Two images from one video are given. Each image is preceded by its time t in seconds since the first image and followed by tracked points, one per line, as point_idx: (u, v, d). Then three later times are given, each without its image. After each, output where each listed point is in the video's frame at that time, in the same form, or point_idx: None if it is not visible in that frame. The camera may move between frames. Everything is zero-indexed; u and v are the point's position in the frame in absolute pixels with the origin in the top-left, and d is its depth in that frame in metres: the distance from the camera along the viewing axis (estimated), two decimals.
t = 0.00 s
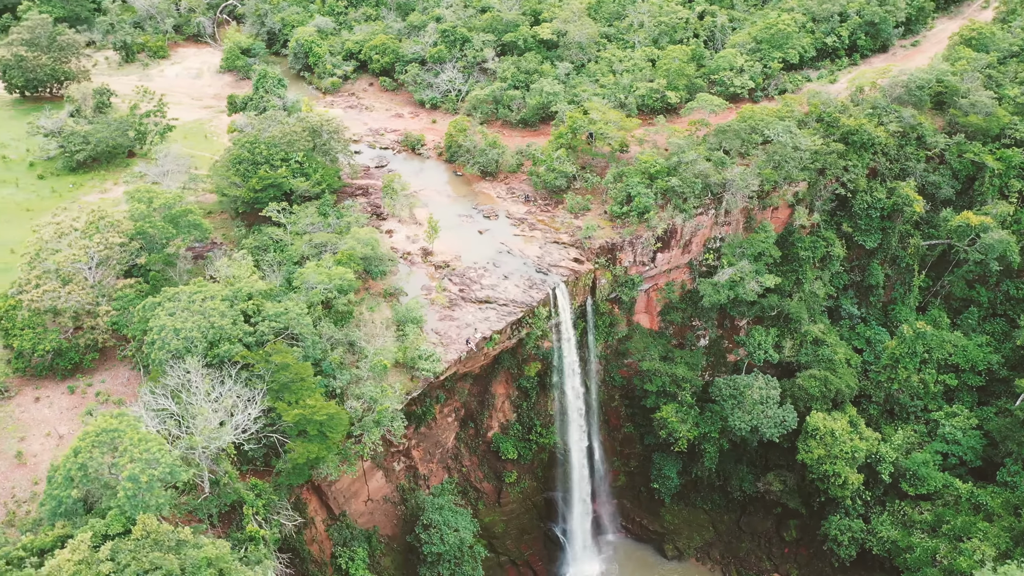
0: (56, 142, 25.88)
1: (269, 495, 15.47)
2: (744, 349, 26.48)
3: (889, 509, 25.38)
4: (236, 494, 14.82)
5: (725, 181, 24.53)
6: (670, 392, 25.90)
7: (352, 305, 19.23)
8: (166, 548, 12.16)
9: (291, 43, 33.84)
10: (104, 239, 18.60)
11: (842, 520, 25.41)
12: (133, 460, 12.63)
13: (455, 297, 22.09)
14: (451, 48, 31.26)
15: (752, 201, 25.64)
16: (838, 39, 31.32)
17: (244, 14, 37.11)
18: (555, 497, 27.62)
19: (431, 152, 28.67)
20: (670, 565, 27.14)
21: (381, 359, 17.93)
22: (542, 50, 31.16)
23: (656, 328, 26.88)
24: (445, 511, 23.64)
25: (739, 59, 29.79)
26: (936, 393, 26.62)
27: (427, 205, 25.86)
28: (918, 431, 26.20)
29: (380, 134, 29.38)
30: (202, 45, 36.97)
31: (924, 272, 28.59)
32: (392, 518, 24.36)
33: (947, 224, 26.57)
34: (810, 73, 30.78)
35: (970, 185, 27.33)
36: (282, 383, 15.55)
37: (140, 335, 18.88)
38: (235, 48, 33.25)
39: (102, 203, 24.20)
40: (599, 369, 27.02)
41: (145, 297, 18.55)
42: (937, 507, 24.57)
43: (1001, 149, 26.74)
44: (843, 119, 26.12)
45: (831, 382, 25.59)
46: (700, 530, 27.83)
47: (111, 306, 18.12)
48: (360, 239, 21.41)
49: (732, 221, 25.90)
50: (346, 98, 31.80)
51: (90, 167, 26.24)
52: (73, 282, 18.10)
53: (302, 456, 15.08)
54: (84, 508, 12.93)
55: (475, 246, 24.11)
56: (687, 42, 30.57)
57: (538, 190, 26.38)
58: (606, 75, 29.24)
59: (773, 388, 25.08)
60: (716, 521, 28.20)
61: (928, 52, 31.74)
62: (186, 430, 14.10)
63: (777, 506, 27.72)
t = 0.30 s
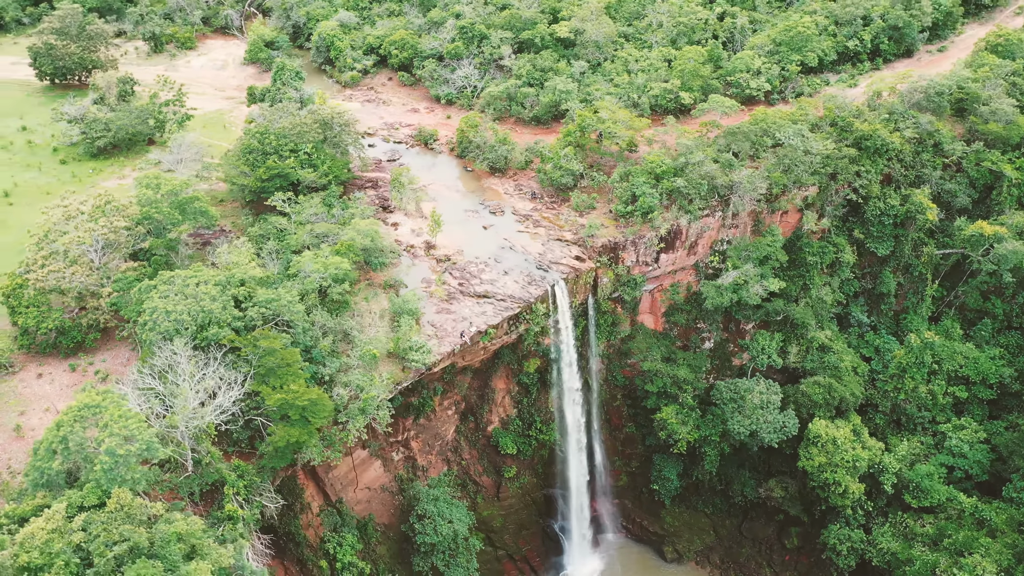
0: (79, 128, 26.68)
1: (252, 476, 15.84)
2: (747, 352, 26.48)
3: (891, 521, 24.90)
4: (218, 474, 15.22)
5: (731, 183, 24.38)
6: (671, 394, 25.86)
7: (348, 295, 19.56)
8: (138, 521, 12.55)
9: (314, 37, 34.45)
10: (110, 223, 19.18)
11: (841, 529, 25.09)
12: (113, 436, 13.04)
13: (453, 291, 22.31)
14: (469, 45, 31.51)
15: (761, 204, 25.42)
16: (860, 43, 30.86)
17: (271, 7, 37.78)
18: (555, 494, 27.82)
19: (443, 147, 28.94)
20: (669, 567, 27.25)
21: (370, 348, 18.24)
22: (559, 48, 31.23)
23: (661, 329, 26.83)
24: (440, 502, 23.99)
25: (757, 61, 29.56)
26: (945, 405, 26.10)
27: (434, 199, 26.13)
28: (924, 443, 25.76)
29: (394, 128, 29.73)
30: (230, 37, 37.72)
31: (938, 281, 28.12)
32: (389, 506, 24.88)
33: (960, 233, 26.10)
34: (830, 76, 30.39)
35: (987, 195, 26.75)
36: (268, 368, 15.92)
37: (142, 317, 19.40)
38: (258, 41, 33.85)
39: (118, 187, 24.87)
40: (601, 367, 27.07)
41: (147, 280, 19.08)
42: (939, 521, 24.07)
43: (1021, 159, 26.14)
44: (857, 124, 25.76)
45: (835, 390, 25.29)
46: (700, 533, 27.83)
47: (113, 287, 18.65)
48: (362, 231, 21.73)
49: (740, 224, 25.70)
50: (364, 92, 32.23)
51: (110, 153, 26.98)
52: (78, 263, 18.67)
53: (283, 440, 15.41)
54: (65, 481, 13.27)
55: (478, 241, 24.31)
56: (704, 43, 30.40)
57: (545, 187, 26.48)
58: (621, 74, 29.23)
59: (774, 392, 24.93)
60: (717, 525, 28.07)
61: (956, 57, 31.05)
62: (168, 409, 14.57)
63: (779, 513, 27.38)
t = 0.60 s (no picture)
0: (101, 116, 27.47)
1: (236, 458, 16.20)
2: (750, 357, 26.21)
3: (892, 534, 24.43)
4: (201, 454, 15.63)
5: (737, 186, 24.28)
6: (671, 396, 25.79)
7: (344, 286, 19.89)
8: (112, 495, 12.97)
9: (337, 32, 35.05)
10: (117, 208, 19.77)
11: (840, 539, 24.81)
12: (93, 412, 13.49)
13: (452, 285, 22.52)
14: (486, 42, 31.72)
15: (768, 208, 25.22)
16: (882, 47, 30.39)
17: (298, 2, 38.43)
18: (554, 491, 27.94)
19: (456, 143, 29.19)
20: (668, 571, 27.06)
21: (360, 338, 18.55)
22: (576, 47, 31.28)
23: (665, 330, 26.80)
24: (434, 494, 24.37)
25: (773, 63, 29.33)
26: (952, 418, 25.56)
27: (441, 194, 26.38)
28: (930, 456, 25.27)
29: (409, 123, 30.06)
30: (258, 30, 38.47)
31: (951, 291, 27.51)
32: (387, 496, 25.26)
33: (973, 242, 25.56)
34: (850, 81, 30.00)
35: (1004, 205, 26.14)
36: (255, 354, 16.32)
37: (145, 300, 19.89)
38: (282, 35, 34.45)
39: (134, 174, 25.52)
40: (602, 367, 27.15)
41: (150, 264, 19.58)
42: (941, 535, 23.56)
43: None
44: (870, 129, 25.42)
45: (838, 398, 24.96)
46: (700, 538, 27.64)
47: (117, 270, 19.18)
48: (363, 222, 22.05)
49: (747, 227, 25.51)
50: (382, 87, 32.65)
51: (131, 140, 27.71)
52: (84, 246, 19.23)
53: (265, 423, 15.75)
54: (48, 453, 13.64)
55: (481, 236, 24.50)
56: (722, 45, 30.21)
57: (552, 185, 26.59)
58: (635, 74, 29.20)
59: (775, 398, 24.68)
60: (718, 530, 27.81)
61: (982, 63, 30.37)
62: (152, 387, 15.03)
63: (780, 520, 26.94)
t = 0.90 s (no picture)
0: (123, 105, 28.22)
1: (221, 441, 16.59)
2: (752, 362, 25.95)
3: (891, 546, 24.06)
4: (186, 435, 16.05)
5: (742, 189, 24.14)
6: (671, 398, 25.72)
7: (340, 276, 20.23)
8: (90, 469, 13.35)
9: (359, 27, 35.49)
10: (124, 193, 20.35)
11: (837, 549, 24.41)
12: (74, 389, 13.96)
13: (451, 280, 22.71)
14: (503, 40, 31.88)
15: (774, 212, 25.02)
16: (904, 53, 29.88)
17: None
18: (553, 489, 28.02)
19: (468, 139, 29.41)
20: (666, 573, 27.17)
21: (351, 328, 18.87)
22: (592, 46, 31.31)
23: (668, 332, 26.71)
24: (429, 486, 24.64)
25: (790, 67, 29.05)
26: (959, 431, 25.08)
27: (449, 189, 26.64)
28: (934, 469, 24.83)
29: (422, 119, 30.36)
30: (284, 24, 39.12)
31: (963, 303, 26.99)
32: (384, 486, 25.59)
33: (984, 253, 25.05)
34: (869, 86, 29.57)
35: (1021, 217, 25.56)
36: (243, 339, 16.70)
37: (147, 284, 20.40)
38: (305, 29, 34.99)
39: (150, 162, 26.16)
40: (603, 366, 27.12)
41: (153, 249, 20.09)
42: (940, 550, 23.15)
43: None
44: (882, 135, 25.04)
45: (840, 407, 24.64)
46: (699, 542, 27.57)
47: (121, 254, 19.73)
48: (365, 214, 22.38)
49: (753, 231, 25.31)
50: (400, 83, 33.01)
51: (151, 129, 28.42)
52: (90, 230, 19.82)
53: (249, 407, 16.12)
54: (34, 427, 14.14)
55: (484, 232, 24.69)
56: (739, 47, 30.00)
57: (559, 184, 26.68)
58: (649, 75, 29.13)
59: (775, 404, 24.48)
60: (717, 535, 27.71)
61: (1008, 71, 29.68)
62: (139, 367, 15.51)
63: (780, 528, 26.76)
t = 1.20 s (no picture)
0: (143, 94, 28.94)
1: (208, 424, 17.02)
2: (752, 368, 25.77)
3: (887, 559, 23.71)
4: (173, 416, 16.49)
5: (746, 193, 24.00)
6: (669, 401, 25.66)
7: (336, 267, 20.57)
8: (70, 445, 13.74)
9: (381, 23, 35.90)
10: (131, 180, 20.92)
11: (832, 560, 24.23)
12: (60, 368, 14.38)
13: (449, 274, 22.93)
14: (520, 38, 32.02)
15: (780, 217, 24.81)
16: (925, 59, 29.35)
17: None
18: (551, 487, 28.18)
19: (480, 136, 29.62)
20: None
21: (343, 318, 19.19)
22: (608, 47, 31.30)
23: (670, 334, 26.63)
24: (424, 478, 24.91)
25: (806, 71, 28.76)
26: (963, 446, 24.59)
27: (456, 184, 26.89)
28: (936, 483, 24.36)
29: (436, 115, 30.65)
30: (310, 19, 39.72)
31: (973, 315, 26.31)
32: (382, 477, 25.99)
33: (995, 265, 24.54)
34: (887, 92, 29.11)
35: None
36: (232, 325, 17.09)
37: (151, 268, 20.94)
38: (328, 24, 35.51)
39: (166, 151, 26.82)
40: (603, 366, 27.10)
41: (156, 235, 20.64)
42: (937, 565, 22.74)
43: None
44: (892, 142, 24.63)
45: (841, 416, 24.30)
46: (697, 546, 27.52)
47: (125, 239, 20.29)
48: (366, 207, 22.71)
49: (758, 235, 25.12)
50: (418, 79, 33.33)
51: (170, 119, 29.11)
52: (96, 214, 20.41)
53: (234, 392, 16.50)
54: (23, 402, 14.66)
55: (487, 228, 24.87)
56: (755, 51, 29.76)
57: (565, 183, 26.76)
58: (663, 76, 29.03)
59: (773, 410, 24.23)
60: (716, 540, 27.59)
61: None
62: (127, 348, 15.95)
63: (778, 536, 26.56)
